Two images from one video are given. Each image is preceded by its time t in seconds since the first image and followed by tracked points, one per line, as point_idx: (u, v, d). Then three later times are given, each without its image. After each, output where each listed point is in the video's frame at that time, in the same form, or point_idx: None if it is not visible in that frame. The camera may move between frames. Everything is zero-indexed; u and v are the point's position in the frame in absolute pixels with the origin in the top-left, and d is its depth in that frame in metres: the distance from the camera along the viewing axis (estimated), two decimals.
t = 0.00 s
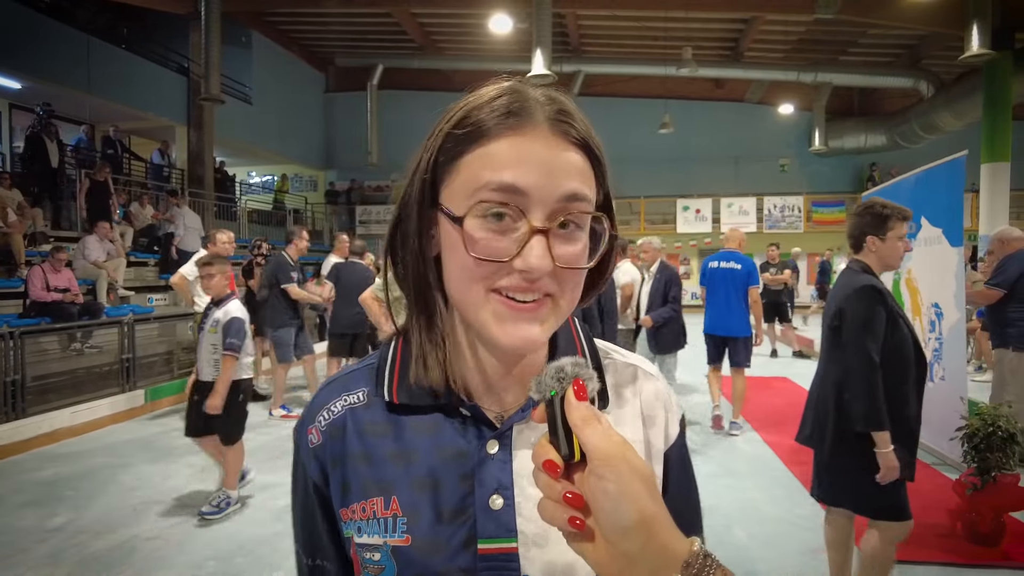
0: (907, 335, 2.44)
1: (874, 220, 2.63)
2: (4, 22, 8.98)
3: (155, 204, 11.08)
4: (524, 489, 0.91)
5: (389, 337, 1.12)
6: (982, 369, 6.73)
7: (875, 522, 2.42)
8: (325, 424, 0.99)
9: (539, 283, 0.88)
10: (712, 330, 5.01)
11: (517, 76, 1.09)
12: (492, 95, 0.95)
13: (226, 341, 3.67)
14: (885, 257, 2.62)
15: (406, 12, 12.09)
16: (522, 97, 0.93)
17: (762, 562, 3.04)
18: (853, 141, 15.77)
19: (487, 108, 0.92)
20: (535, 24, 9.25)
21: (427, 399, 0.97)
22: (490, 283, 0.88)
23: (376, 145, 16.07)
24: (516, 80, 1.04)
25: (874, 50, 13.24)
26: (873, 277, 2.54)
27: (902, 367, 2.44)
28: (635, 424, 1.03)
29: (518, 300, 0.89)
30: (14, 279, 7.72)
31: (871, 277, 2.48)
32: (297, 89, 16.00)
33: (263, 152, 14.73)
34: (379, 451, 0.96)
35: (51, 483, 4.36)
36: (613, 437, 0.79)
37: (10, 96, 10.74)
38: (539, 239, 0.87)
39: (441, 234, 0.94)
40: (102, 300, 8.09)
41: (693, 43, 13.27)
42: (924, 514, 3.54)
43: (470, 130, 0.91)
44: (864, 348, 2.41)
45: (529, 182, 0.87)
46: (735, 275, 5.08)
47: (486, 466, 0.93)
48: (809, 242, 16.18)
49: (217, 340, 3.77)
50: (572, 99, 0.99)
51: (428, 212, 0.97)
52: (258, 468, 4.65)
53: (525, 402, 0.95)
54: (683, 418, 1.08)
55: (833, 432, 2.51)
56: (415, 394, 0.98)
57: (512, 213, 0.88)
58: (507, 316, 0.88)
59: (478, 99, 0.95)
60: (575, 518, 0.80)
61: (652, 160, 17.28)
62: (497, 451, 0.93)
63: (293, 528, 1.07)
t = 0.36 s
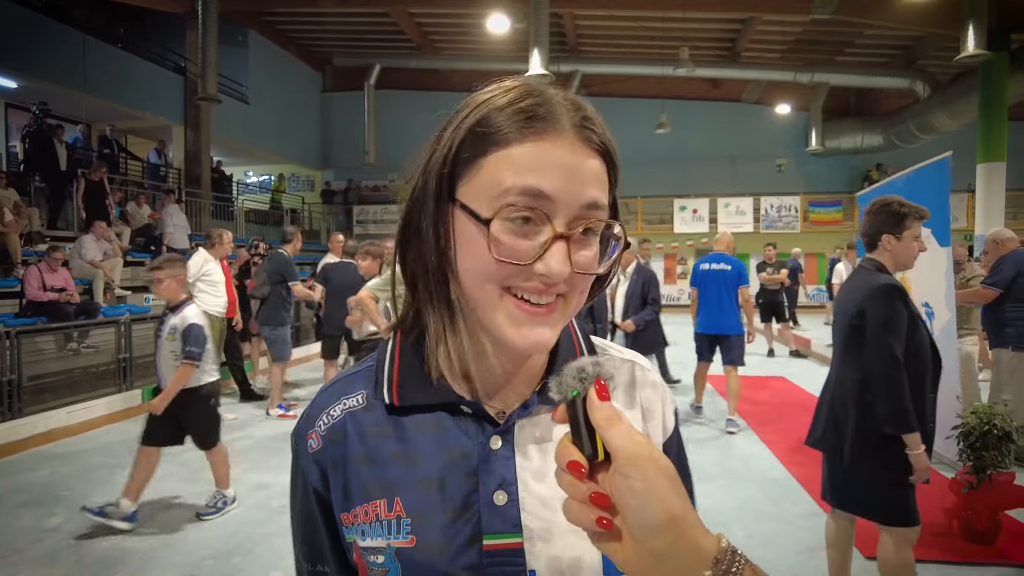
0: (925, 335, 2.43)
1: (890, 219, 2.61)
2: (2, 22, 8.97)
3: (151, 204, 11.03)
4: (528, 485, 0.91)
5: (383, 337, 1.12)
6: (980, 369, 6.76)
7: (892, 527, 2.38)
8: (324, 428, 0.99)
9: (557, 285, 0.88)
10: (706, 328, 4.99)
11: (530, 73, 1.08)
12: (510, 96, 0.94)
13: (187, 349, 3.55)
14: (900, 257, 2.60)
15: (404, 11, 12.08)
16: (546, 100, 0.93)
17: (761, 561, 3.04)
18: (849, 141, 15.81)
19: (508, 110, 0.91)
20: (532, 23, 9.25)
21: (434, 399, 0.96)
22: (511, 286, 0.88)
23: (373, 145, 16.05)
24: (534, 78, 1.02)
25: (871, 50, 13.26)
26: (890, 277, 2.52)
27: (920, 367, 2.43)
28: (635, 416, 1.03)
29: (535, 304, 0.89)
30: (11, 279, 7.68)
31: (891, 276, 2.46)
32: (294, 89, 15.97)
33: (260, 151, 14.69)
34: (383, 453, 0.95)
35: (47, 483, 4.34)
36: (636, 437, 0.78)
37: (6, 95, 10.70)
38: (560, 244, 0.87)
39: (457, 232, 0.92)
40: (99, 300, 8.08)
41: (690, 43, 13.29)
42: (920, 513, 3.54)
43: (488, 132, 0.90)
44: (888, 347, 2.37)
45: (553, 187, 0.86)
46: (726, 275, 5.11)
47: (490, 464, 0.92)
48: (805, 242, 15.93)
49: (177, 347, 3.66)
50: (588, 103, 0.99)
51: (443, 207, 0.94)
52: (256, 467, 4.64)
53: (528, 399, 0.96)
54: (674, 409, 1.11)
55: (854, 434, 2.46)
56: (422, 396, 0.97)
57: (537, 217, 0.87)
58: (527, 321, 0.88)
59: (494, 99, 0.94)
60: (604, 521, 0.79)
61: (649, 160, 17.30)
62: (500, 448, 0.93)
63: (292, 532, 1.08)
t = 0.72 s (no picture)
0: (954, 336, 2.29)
1: (907, 216, 2.50)
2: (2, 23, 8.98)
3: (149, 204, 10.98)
4: (513, 483, 0.92)
5: (366, 339, 1.12)
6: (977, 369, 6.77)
7: (929, 550, 2.21)
8: (305, 429, 0.99)
9: (525, 270, 0.88)
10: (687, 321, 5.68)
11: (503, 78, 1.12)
12: (477, 93, 0.98)
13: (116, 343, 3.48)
14: (923, 255, 2.46)
15: (402, 11, 12.08)
16: (507, 94, 0.97)
17: (758, 561, 3.04)
18: (846, 142, 15.84)
19: (471, 105, 0.96)
20: (530, 23, 9.24)
21: (413, 397, 0.97)
22: (480, 276, 0.89)
23: (371, 144, 16.01)
24: (504, 79, 1.06)
25: (867, 51, 13.29)
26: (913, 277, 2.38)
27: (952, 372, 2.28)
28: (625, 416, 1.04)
29: (510, 291, 0.89)
30: (7, 279, 7.65)
31: (914, 277, 2.31)
32: (292, 89, 15.96)
33: (258, 151, 14.68)
34: (365, 454, 0.95)
35: (43, 483, 4.33)
36: (637, 448, 0.79)
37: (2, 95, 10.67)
38: (524, 227, 0.89)
39: (426, 226, 0.96)
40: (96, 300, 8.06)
41: (687, 43, 13.31)
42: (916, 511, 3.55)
43: (453, 125, 0.94)
44: (917, 354, 2.22)
45: (513, 173, 0.89)
46: (705, 273, 5.74)
47: (477, 463, 0.93)
48: (803, 242, 16.50)
49: (100, 347, 3.52)
50: (555, 98, 1.02)
51: (414, 206, 1.00)
52: (252, 467, 4.64)
53: (512, 396, 0.98)
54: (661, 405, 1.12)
55: (883, 447, 2.30)
56: (401, 395, 0.97)
57: (498, 203, 0.90)
58: (502, 307, 0.88)
59: (461, 96, 0.99)
60: (604, 534, 0.79)
61: (647, 160, 17.32)
62: (484, 447, 0.94)
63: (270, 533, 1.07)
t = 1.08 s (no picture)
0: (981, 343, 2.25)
1: (935, 210, 2.51)
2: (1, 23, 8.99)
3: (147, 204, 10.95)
4: (502, 479, 0.93)
5: (360, 334, 1.13)
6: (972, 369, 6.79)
7: (932, 554, 2.23)
8: (297, 420, 1.00)
9: (508, 263, 0.89)
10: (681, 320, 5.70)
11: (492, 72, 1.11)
12: (462, 87, 0.98)
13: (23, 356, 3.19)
14: (951, 253, 2.46)
15: (400, 12, 12.10)
16: (493, 88, 0.97)
17: (753, 560, 3.05)
18: (843, 142, 15.90)
19: (454, 99, 0.96)
20: (528, 23, 9.24)
21: (402, 392, 0.97)
22: (463, 269, 0.89)
23: (369, 145, 16.02)
24: (491, 74, 1.06)
25: (864, 51, 13.33)
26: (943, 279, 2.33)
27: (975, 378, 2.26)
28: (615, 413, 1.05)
29: (494, 286, 0.90)
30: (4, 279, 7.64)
31: (946, 280, 2.27)
32: (290, 89, 15.96)
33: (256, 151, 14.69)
34: (357, 447, 0.96)
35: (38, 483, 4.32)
36: (612, 437, 0.79)
37: None
38: (505, 219, 0.89)
39: (410, 220, 0.97)
40: (93, 300, 8.06)
41: (685, 43, 13.32)
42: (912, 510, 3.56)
43: (435, 120, 0.95)
44: (943, 359, 2.19)
45: (493, 164, 0.90)
46: (699, 273, 5.75)
47: (464, 459, 0.93)
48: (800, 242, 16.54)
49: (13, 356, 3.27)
50: (537, 92, 1.02)
51: (399, 204, 1.01)
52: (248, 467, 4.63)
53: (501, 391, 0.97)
54: (652, 402, 1.12)
55: (899, 450, 2.30)
56: (390, 389, 0.98)
57: (479, 194, 0.90)
58: (483, 299, 0.89)
59: (445, 91, 0.99)
60: (575, 522, 0.80)
61: (644, 160, 17.36)
62: (474, 443, 0.94)
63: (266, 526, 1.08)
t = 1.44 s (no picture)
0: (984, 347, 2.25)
1: (936, 211, 2.51)
2: None
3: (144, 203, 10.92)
4: (498, 474, 0.93)
5: (358, 334, 1.12)
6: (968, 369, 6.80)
7: (934, 555, 2.26)
8: (294, 415, 1.01)
9: (511, 276, 0.89)
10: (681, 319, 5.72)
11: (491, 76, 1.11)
12: (464, 92, 0.98)
13: None
14: (950, 252, 2.47)
15: (397, 12, 12.09)
16: (496, 95, 0.97)
17: (750, 559, 3.06)
18: (840, 142, 15.90)
19: (458, 104, 0.96)
20: (526, 23, 9.22)
21: (400, 389, 0.98)
22: (467, 278, 0.90)
23: (367, 145, 15.99)
24: (491, 78, 1.06)
25: (861, 52, 13.36)
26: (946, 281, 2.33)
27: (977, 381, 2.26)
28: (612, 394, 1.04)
29: (496, 294, 0.90)
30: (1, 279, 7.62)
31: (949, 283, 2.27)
32: (287, 88, 15.93)
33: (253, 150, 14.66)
34: (355, 443, 0.97)
35: (35, 483, 4.32)
36: (610, 432, 0.80)
37: None
38: (510, 231, 0.89)
39: (413, 224, 0.96)
40: (90, 300, 8.05)
41: (683, 44, 13.33)
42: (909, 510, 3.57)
43: (440, 125, 0.94)
44: (944, 363, 2.19)
45: (501, 175, 0.90)
46: (701, 275, 5.74)
47: (460, 454, 0.94)
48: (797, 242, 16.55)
49: None
50: (540, 100, 1.03)
51: (400, 204, 1.00)
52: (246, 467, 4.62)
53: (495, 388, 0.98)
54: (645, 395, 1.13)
55: (902, 453, 2.31)
56: (388, 387, 0.98)
57: (486, 206, 0.91)
58: (486, 307, 0.90)
59: (447, 96, 0.99)
60: (573, 515, 0.81)
61: (642, 160, 17.37)
62: (470, 439, 0.95)
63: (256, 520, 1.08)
